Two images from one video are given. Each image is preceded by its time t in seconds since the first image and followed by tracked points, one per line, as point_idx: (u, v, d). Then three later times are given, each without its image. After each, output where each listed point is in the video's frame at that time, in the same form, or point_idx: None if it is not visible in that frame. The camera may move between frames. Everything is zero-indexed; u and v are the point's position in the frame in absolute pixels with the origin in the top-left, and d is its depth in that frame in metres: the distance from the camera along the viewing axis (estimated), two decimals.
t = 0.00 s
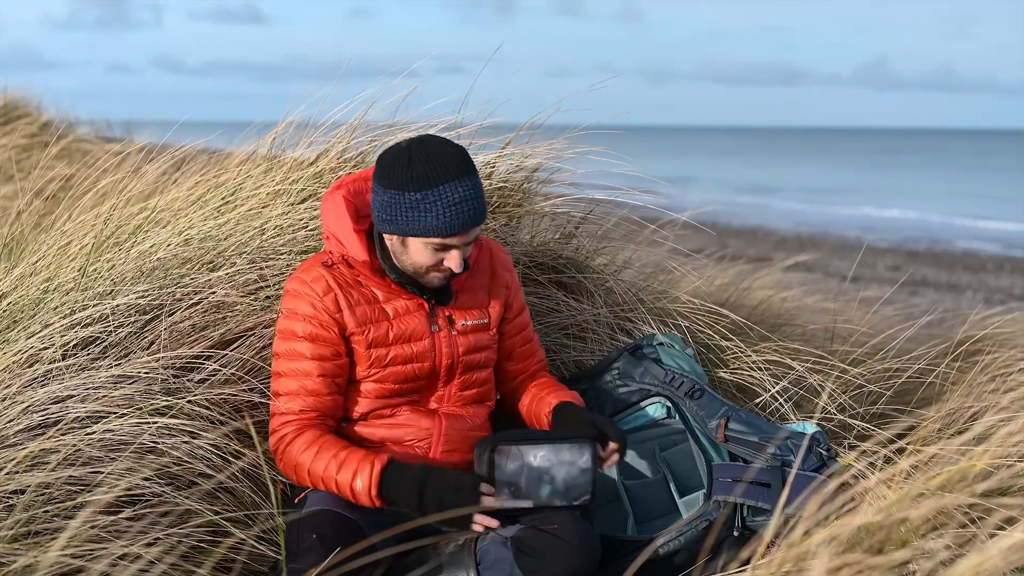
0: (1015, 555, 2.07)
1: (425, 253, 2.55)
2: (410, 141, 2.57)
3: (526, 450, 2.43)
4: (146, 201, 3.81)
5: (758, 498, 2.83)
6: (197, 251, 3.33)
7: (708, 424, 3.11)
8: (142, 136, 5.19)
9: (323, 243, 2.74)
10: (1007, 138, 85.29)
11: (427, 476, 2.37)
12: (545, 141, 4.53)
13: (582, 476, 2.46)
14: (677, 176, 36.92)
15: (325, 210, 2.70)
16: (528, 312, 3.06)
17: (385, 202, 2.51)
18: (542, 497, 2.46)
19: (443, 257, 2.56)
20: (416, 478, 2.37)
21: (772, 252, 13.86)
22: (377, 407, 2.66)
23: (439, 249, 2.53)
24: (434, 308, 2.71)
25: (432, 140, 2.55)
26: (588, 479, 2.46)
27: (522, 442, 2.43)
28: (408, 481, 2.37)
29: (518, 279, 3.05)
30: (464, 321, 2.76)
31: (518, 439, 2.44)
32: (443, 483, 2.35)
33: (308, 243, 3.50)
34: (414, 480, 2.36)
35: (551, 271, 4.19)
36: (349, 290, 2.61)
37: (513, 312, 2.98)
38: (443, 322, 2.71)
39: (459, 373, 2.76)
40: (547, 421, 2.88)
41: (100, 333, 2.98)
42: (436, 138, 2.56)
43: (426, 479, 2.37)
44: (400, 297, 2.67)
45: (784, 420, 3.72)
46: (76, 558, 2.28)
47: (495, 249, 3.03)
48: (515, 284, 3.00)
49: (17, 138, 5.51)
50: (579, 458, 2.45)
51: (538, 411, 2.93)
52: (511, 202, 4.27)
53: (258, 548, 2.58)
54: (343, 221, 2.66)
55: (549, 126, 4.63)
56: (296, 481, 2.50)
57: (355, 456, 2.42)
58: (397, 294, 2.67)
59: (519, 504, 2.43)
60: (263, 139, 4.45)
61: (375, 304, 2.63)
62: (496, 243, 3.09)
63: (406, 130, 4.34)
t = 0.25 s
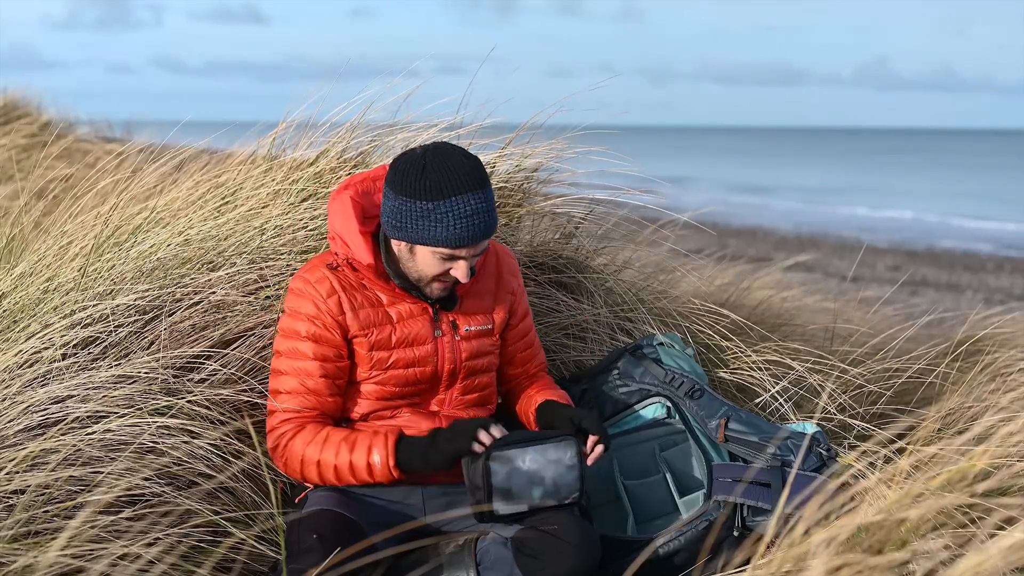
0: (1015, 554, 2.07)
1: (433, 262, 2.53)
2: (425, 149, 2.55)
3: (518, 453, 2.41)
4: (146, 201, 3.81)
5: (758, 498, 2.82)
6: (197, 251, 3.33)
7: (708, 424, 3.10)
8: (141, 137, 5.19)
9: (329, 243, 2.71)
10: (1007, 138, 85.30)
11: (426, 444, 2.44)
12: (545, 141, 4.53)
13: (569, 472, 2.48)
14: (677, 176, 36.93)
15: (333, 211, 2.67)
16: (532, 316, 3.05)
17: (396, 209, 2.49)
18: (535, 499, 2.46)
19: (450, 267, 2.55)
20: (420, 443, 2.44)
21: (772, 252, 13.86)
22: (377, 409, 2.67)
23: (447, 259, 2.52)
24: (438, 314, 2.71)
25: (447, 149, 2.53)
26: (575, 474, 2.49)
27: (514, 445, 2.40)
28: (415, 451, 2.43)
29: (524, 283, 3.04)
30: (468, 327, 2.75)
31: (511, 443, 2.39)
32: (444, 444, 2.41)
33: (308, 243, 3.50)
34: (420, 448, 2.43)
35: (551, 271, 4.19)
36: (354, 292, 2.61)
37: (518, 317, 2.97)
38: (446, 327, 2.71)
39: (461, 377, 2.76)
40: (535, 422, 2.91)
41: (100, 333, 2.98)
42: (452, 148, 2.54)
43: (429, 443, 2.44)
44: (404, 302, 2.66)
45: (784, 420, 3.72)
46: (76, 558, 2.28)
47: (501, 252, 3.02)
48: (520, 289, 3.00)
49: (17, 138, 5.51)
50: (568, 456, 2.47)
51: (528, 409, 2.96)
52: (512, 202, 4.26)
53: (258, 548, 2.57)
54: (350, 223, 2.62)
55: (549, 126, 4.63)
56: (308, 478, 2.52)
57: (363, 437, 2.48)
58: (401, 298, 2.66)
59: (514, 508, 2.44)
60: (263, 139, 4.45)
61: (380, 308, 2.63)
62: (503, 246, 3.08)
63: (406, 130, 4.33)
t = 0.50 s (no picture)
0: (1015, 554, 2.07)
1: (438, 269, 2.53)
2: (434, 155, 2.54)
3: (520, 453, 2.43)
4: (146, 201, 3.81)
5: (758, 498, 2.82)
6: (197, 251, 3.33)
7: (707, 424, 3.10)
8: (141, 137, 5.19)
9: (331, 246, 2.72)
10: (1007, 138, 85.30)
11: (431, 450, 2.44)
12: (545, 141, 4.54)
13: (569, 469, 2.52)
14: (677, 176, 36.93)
15: (335, 213, 2.68)
16: (535, 316, 3.04)
17: (404, 215, 2.49)
18: (538, 500, 2.46)
19: (455, 274, 2.54)
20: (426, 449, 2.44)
21: (771, 252, 13.86)
22: (379, 411, 2.67)
23: (453, 266, 2.51)
24: (440, 317, 2.71)
25: (456, 156, 2.52)
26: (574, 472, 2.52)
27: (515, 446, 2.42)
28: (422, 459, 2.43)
29: (527, 284, 3.04)
30: (470, 330, 2.75)
31: (512, 443, 2.42)
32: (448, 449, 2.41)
33: (307, 243, 3.50)
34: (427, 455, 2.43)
35: (551, 271, 4.20)
36: (356, 296, 2.61)
37: (520, 318, 2.97)
38: (448, 330, 2.71)
39: (462, 380, 2.76)
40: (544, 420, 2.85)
41: (99, 333, 2.98)
42: (461, 155, 2.53)
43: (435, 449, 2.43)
44: (406, 306, 2.66)
45: (784, 420, 3.72)
46: (76, 558, 2.28)
47: (504, 254, 3.02)
48: (522, 290, 2.99)
49: (16, 138, 5.51)
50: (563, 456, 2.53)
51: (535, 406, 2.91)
52: (512, 202, 4.25)
53: (258, 548, 2.57)
54: (352, 225, 2.62)
55: (549, 126, 4.63)
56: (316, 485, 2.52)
57: (371, 445, 2.48)
58: (403, 301, 2.66)
59: (518, 509, 2.44)
60: (263, 139, 4.45)
61: (382, 311, 2.62)
62: (506, 248, 3.08)
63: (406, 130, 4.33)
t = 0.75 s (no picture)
0: (1015, 554, 2.06)
1: (436, 271, 2.53)
2: (434, 157, 2.53)
3: (498, 453, 2.45)
4: (146, 201, 3.81)
5: (758, 498, 2.82)
6: (197, 251, 3.33)
7: (707, 424, 3.08)
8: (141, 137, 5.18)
9: (331, 245, 2.73)
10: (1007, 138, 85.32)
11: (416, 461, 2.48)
12: (545, 141, 4.54)
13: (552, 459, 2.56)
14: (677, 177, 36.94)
15: (336, 211, 2.68)
16: (536, 319, 3.04)
17: (401, 217, 2.49)
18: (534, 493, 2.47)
19: (454, 276, 2.54)
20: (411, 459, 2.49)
21: (771, 252, 13.87)
22: (376, 411, 2.67)
23: (451, 268, 2.51)
24: (438, 319, 2.70)
25: (455, 159, 2.52)
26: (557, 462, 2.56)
27: (492, 446, 2.46)
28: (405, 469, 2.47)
29: (528, 286, 3.03)
30: (468, 333, 2.75)
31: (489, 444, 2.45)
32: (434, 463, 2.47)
33: (308, 243, 3.50)
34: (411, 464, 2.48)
35: (551, 271, 4.19)
36: (353, 297, 2.61)
37: (520, 321, 2.97)
38: (446, 333, 2.71)
39: (460, 383, 2.76)
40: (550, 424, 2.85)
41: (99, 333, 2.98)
42: (460, 157, 2.53)
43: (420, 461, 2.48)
44: (403, 307, 2.66)
45: (784, 420, 3.72)
46: (76, 558, 2.28)
47: (505, 256, 3.02)
48: (524, 293, 2.98)
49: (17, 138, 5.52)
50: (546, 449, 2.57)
51: (540, 409, 2.91)
52: (512, 202, 4.26)
53: (258, 548, 2.57)
54: (353, 225, 2.63)
55: (549, 126, 4.64)
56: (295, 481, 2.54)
57: (355, 448, 2.49)
58: (400, 303, 2.66)
59: (516, 505, 2.44)
60: (263, 139, 4.45)
61: (378, 313, 2.62)
62: (507, 249, 3.07)
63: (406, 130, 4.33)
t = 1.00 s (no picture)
0: (1016, 554, 2.06)
1: (433, 270, 2.52)
2: (429, 157, 2.53)
3: (524, 454, 2.42)
4: (146, 201, 3.81)
5: (758, 498, 2.82)
6: (197, 251, 3.33)
7: (707, 424, 3.10)
8: (141, 137, 5.19)
9: (328, 248, 2.70)
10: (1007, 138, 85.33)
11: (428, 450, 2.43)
12: (544, 141, 4.54)
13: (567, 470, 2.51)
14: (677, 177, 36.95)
15: (332, 215, 2.66)
16: (534, 317, 3.04)
17: (397, 218, 2.49)
18: (541, 499, 2.46)
19: (451, 276, 2.54)
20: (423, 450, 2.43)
21: (771, 252, 13.87)
22: (377, 412, 2.67)
23: (448, 268, 2.51)
24: (438, 319, 2.70)
25: (450, 159, 2.52)
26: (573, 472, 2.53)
27: (523, 444, 2.43)
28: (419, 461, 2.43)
29: (525, 284, 3.04)
30: (467, 331, 2.75)
31: (520, 443, 2.43)
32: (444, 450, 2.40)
33: (308, 243, 3.50)
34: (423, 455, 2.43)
35: (551, 271, 4.19)
36: (353, 299, 2.61)
37: (518, 319, 2.97)
38: (446, 332, 2.71)
39: (461, 381, 2.76)
40: (544, 420, 2.86)
41: (100, 333, 2.98)
42: (455, 157, 2.53)
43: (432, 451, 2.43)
44: (403, 308, 2.66)
45: (784, 420, 3.72)
46: (76, 558, 2.28)
47: (503, 255, 3.02)
48: (520, 291, 2.99)
49: (17, 138, 5.52)
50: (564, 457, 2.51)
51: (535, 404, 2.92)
52: (512, 202, 4.27)
53: (258, 548, 2.57)
54: (349, 228, 2.61)
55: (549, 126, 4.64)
56: (312, 486, 2.52)
57: (364, 446, 2.48)
58: (400, 303, 2.66)
59: (522, 509, 2.43)
60: (264, 139, 4.45)
61: (379, 314, 2.62)
62: (505, 248, 3.08)
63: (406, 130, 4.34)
